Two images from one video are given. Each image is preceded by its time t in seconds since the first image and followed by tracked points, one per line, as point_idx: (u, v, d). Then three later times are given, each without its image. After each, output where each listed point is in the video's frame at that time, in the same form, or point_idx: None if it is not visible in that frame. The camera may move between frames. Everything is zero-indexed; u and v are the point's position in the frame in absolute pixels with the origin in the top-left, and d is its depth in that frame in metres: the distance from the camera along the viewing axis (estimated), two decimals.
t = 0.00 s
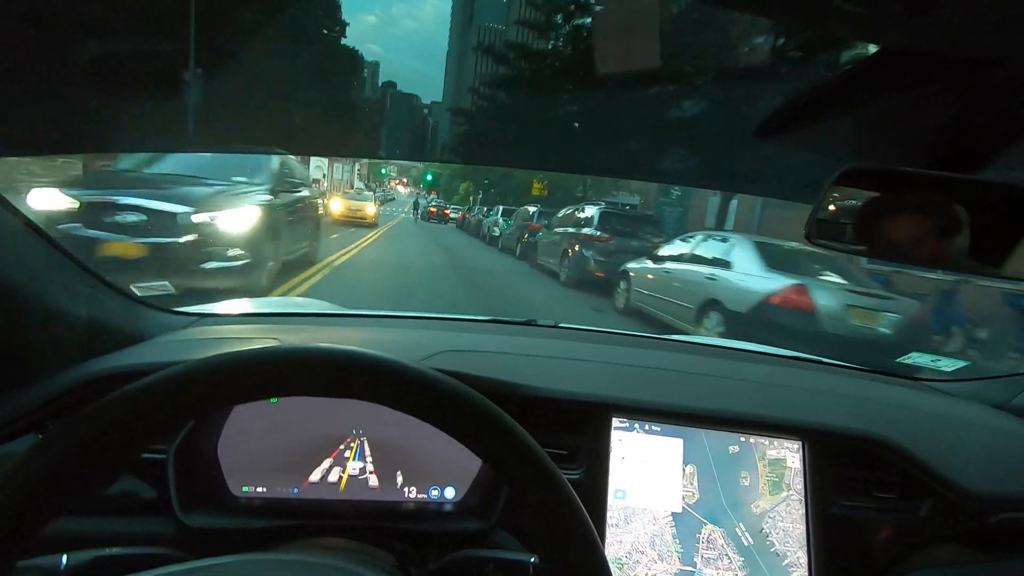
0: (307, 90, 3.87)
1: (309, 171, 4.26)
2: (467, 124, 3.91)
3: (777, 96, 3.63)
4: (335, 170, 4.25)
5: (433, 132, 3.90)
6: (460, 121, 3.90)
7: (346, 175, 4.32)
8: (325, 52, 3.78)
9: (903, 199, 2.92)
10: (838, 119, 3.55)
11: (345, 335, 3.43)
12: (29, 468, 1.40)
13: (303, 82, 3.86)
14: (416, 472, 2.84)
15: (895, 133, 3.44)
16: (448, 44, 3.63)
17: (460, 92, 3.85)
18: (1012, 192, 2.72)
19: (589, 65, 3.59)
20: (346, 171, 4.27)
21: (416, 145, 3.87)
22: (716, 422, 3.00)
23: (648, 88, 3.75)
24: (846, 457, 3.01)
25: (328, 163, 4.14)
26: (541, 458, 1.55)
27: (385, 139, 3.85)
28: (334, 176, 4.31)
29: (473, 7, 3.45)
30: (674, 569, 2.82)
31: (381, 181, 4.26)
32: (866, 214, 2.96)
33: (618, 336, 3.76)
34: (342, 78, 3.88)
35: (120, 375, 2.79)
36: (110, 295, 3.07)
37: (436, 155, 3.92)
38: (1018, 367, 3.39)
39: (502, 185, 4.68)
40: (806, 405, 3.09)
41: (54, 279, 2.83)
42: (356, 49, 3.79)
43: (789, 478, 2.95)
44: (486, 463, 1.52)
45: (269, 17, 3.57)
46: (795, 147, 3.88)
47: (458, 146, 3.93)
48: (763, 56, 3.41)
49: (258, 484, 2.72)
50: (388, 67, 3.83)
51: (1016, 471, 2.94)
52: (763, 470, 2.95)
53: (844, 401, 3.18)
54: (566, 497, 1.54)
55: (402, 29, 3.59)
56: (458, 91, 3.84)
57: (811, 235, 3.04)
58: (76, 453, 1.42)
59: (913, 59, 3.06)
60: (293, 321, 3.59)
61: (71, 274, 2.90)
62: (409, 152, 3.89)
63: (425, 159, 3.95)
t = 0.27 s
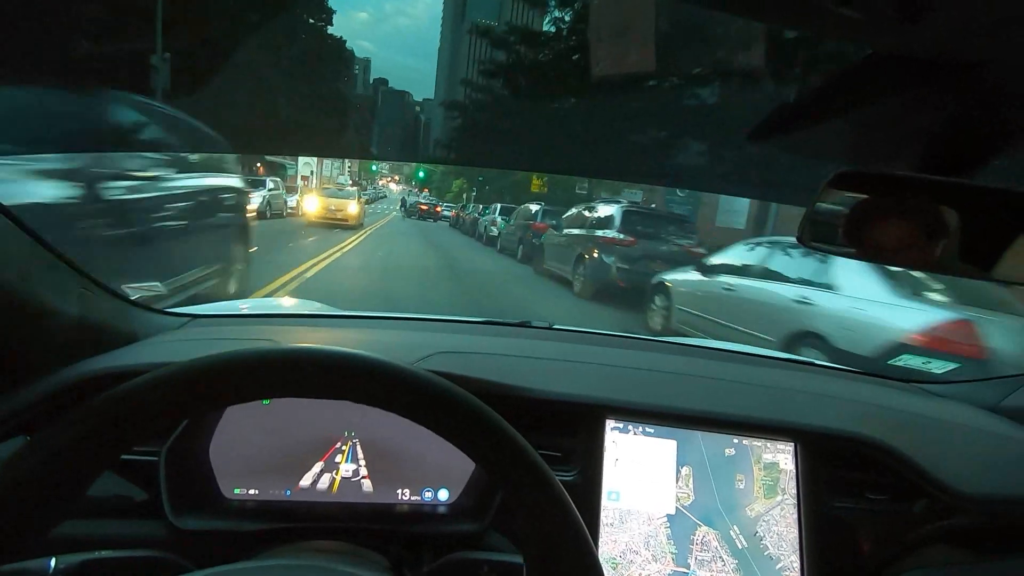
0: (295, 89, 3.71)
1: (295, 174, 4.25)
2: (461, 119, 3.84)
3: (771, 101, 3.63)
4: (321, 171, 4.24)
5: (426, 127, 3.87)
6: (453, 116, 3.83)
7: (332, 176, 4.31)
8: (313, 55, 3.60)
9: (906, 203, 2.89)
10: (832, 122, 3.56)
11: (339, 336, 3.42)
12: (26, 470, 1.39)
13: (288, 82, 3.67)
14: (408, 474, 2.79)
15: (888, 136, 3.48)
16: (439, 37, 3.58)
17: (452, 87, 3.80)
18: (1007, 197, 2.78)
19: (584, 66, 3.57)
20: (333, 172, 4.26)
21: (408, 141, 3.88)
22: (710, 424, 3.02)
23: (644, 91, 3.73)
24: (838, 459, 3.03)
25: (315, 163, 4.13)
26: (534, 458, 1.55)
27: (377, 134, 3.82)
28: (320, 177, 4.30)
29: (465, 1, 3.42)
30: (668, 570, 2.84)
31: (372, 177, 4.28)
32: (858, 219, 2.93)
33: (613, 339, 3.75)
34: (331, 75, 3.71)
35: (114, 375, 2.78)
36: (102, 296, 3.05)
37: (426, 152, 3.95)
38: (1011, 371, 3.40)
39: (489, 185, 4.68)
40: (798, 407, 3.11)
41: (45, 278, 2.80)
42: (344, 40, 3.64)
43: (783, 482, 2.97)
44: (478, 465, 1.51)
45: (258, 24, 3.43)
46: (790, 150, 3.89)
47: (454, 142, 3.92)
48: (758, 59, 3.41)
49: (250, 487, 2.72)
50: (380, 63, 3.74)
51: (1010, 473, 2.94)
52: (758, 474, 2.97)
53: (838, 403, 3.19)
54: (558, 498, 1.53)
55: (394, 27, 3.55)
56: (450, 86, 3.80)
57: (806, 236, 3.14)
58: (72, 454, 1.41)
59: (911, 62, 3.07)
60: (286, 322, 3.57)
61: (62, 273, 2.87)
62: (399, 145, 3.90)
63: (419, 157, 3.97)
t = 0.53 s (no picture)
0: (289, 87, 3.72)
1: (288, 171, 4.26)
2: (457, 116, 3.87)
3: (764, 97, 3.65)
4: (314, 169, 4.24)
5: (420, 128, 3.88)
6: (449, 114, 3.86)
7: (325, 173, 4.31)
8: (307, 58, 3.62)
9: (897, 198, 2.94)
10: (825, 118, 3.58)
11: (335, 332, 3.42)
12: (24, 462, 1.39)
13: (281, 80, 3.69)
14: (404, 469, 2.81)
15: (882, 133, 3.50)
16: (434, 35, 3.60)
17: (446, 83, 3.82)
18: (1011, 195, 2.74)
19: (578, 63, 3.61)
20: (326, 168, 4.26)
21: (402, 140, 3.85)
22: (705, 418, 3.03)
23: (637, 88, 3.76)
24: (831, 452, 3.04)
25: (306, 160, 4.13)
26: (529, 453, 1.55)
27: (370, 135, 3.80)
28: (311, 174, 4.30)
29: None
30: (663, 562, 2.87)
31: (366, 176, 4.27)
32: (849, 215, 3.01)
33: (607, 334, 3.76)
34: (326, 75, 3.72)
35: (108, 371, 2.77)
36: (95, 293, 3.04)
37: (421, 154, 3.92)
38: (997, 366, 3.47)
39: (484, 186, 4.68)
40: (791, 401, 3.13)
41: (37, 275, 2.78)
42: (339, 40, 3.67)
43: (778, 476, 3.00)
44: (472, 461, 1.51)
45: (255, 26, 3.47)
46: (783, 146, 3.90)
47: (449, 139, 3.92)
48: (750, 56, 3.43)
49: (247, 483, 2.69)
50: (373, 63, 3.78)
51: (999, 468, 2.99)
52: (752, 468, 3.00)
53: (830, 397, 3.21)
54: (553, 493, 1.54)
55: (387, 27, 3.55)
56: (444, 81, 3.81)
57: (800, 231, 3.21)
58: (68, 446, 1.40)
59: (903, 59, 3.12)
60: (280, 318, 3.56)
61: (55, 270, 2.86)
62: (394, 148, 3.87)
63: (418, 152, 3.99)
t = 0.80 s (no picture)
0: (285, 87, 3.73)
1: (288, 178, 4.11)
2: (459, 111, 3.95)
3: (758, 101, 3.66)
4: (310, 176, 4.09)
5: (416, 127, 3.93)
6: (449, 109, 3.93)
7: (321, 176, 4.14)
8: (300, 51, 3.64)
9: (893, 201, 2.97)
10: (819, 120, 3.59)
11: (330, 336, 3.40)
12: (20, 465, 1.38)
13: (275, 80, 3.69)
14: (399, 473, 2.80)
15: (876, 136, 3.52)
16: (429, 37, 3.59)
17: (442, 83, 3.85)
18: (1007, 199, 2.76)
19: (575, 66, 3.62)
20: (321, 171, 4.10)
21: (397, 141, 3.88)
22: (702, 422, 3.03)
23: (632, 91, 3.80)
24: (823, 456, 3.05)
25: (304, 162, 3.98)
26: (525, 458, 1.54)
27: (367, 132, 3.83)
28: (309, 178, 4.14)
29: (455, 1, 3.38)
30: (659, 566, 2.88)
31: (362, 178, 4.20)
32: (844, 219, 3.00)
33: (602, 337, 3.75)
34: (320, 73, 3.75)
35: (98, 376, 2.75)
36: (86, 297, 3.01)
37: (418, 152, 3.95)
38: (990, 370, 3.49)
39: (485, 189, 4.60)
40: (786, 403, 3.14)
41: (27, 279, 2.75)
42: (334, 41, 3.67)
43: (775, 480, 2.99)
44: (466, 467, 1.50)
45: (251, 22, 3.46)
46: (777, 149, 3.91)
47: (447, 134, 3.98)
48: (744, 60, 3.44)
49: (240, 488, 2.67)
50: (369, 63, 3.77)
51: (990, 472, 3.01)
52: (749, 472, 3.00)
53: (823, 399, 3.22)
54: (548, 497, 1.53)
55: (383, 26, 3.53)
56: (441, 81, 3.85)
57: (795, 236, 3.12)
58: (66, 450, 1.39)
59: (898, 65, 3.11)
60: (273, 322, 3.53)
61: (45, 273, 2.83)
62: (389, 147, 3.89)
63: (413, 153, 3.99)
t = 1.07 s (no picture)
0: (281, 86, 3.72)
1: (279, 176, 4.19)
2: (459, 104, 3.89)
3: (755, 99, 3.66)
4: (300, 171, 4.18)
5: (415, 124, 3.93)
6: (450, 103, 3.89)
7: (318, 172, 4.22)
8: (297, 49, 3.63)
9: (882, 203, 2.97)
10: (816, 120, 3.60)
11: (328, 336, 3.40)
12: (13, 462, 1.37)
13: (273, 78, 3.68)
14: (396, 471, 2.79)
15: (874, 135, 3.53)
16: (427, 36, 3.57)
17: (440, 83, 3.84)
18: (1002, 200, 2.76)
19: (572, 65, 3.63)
20: (317, 166, 4.18)
21: (396, 138, 3.90)
22: (699, 421, 3.04)
23: (629, 90, 3.81)
24: (818, 453, 3.08)
25: (299, 158, 4.06)
26: (523, 459, 1.53)
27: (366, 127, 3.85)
28: (301, 174, 4.21)
29: None
30: (655, 564, 2.88)
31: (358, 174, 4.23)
32: (839, 219, 3.04)
33: (599, 337, 3.76)
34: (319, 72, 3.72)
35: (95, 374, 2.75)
36: (83, 295, 3.00)
37: (415, 148, 3.97)
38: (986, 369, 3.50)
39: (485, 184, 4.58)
40: (783, 402, 3.15)
41: (23, 277, 2.75)
42: (334, 39, 3.66)
43: (772, 479, 3.00)
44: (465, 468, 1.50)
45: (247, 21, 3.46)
46: (775, 149, 3.92)
47: (448, 130, 3.96)
48: (742, 59, 3.44)
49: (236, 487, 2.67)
50: (367, 61, 3.76)
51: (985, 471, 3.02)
52: (747, 471, 3.01)
53: (819, 398, 3.23)
54: (547, 497, 1.53)
55: (381, 24, 3.52)
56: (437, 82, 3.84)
57: (789, 233, 3.19)
58: (57, 449, 1.38)
59: (894, 65, 3.12)
60: (270, 321, 3.53)
61: (41, 271, 2.82)
62: (388, 142, 3.91)
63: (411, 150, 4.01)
